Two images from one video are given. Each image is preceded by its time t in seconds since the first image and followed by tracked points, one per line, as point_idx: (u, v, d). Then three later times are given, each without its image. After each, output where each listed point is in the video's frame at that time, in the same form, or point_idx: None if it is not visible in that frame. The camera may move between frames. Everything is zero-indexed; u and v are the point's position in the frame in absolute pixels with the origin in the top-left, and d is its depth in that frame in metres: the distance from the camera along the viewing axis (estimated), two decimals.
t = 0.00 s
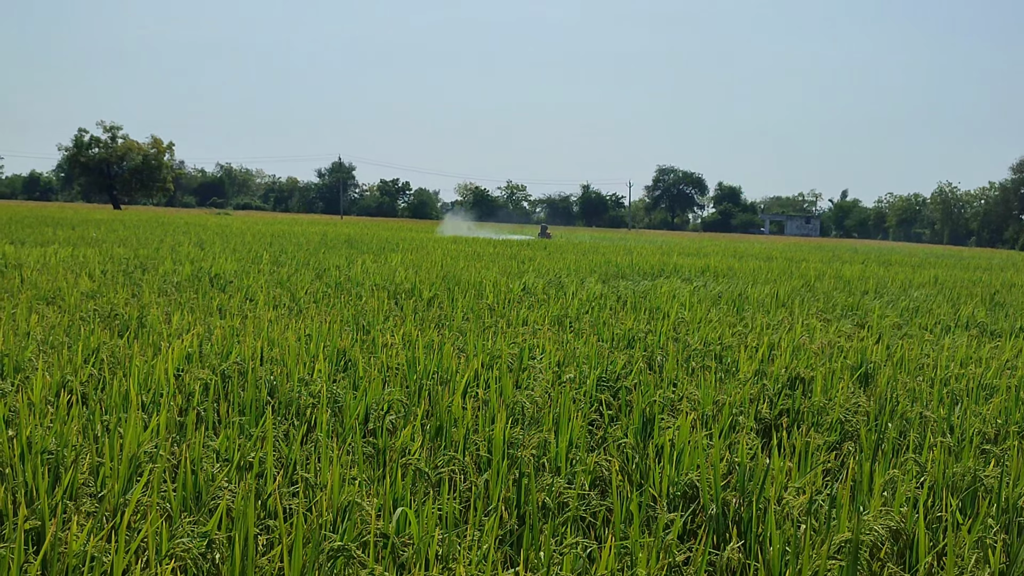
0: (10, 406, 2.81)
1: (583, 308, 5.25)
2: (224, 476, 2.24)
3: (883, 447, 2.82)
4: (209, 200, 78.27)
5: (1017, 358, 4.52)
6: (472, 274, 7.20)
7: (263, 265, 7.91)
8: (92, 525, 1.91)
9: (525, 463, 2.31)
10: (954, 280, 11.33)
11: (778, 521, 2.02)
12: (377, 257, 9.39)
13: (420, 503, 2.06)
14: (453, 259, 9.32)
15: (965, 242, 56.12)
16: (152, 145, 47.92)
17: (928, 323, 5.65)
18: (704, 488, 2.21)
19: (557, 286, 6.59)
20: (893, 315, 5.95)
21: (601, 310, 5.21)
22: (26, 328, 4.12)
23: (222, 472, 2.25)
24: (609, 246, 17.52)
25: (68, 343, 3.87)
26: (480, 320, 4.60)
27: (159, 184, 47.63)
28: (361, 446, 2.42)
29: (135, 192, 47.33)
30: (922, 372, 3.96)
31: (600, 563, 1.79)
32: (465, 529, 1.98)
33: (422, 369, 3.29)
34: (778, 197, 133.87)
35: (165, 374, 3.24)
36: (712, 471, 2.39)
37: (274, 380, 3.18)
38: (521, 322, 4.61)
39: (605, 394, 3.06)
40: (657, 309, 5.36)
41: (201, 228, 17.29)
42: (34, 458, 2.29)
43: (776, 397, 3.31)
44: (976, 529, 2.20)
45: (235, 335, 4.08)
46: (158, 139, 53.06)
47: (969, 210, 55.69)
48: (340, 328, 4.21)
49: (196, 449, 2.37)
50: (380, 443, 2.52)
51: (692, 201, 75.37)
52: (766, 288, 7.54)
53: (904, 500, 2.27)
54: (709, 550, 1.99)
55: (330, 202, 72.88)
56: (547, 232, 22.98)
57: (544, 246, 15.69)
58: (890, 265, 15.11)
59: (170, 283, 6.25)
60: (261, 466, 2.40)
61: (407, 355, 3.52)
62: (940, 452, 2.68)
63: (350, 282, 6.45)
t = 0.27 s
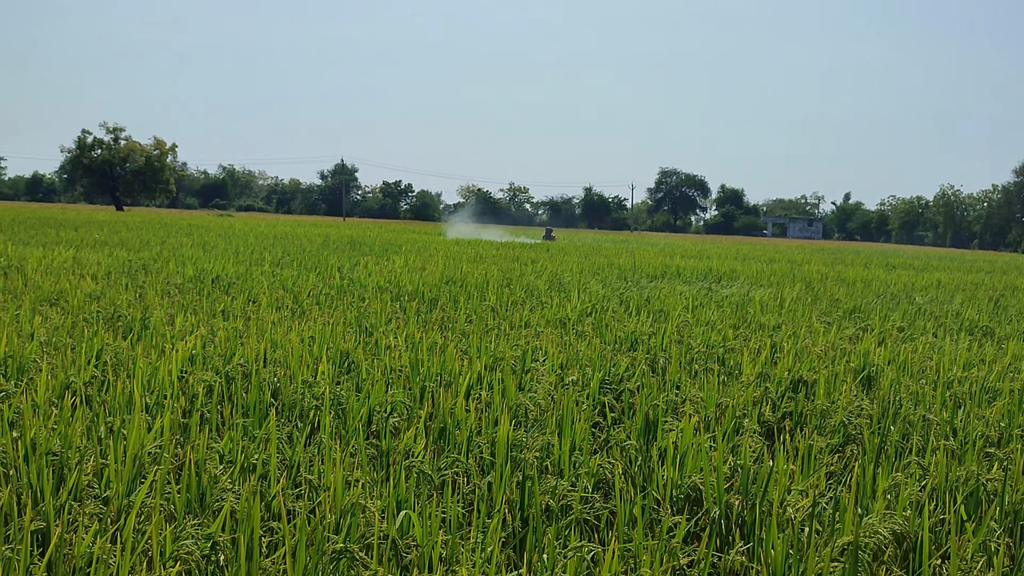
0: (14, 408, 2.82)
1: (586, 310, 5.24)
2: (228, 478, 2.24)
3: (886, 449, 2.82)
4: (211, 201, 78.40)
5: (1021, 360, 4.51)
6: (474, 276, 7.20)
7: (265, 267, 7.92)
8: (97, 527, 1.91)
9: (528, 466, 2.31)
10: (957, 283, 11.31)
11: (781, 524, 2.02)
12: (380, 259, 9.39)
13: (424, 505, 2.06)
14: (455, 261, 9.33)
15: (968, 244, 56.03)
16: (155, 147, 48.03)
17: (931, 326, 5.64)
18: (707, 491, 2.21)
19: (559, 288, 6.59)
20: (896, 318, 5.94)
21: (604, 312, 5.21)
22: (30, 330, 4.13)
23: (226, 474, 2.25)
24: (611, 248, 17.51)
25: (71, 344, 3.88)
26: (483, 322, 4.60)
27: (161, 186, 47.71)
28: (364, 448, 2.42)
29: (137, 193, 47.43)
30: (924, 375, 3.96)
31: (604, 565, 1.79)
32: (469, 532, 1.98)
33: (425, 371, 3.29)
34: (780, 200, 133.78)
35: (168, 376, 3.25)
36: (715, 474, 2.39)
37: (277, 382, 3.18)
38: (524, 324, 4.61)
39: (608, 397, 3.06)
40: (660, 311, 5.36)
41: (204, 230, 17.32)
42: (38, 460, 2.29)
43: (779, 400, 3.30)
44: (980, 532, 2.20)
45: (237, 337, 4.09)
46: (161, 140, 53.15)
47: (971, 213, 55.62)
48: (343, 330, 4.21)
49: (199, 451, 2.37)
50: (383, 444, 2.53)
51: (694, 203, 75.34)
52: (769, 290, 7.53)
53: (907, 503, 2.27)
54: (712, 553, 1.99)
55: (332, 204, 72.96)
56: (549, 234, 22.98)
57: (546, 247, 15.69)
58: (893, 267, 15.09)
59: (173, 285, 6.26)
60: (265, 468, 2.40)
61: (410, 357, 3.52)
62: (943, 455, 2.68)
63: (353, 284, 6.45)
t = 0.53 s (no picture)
0: (17, 408, 2.82)
1: (588, 312, 5.25)
2: (231, 479, 2.24)
3: (888, 451, 2.81)
4: (213, 202, 78.50)
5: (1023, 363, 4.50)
6: (476, 278, 7.21)
7: (268, 268, 7.93)
8: (100, 527, 1.92)
9: (531, 467, 2.31)
10: (959, 285, 11.30)
11: (784, 526, 2.02)
12: (382, 261, 9.41)
13: (426, 506, 2.06)
14: (457, 262, 9.34)
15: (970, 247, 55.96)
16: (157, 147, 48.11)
17: (933, 328, 5.63)
18: (710, 492, 2.21)
19: (561, 290, 6.59)
20: (898, 320, 5.94)
21: (606, 313, 5.21)
22: (33, 331, 4.14)
23: (229, 474, 2.25)
24: (613, 250, 17.50)
25: (74, 345, 3.89)
26: (485, 323, 4.61)
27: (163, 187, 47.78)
28: (367, 449, 2.42)
29: (139, 194, 47.50)
30: (927, 377, 3.95)
31: (606, 565, 1.80)
32: (472, 533, 1.98)
33: (428, 372, 3.30)
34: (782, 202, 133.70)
35: (171, 377, 3.25)
36: (718, 476, 2.39)
37: (279, 383, 3.19)
38: (526, 325, 4.62)
39: (611, 398, 3.06)
40: (662, 313, 5.36)
41: (206, 231, 17.34)
42: (42, 460, 2.30)
43: (782, 401, 3.30)
44: (982, 534, 2.19)
45: (240, 338, 4.10)
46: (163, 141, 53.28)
47: (973, 215, 55.57)
48: (346, 331, 4.22)
49: (203, 451, 2.38)
50: (386, 445, 2.53)
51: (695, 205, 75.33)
52: (771, 292, 7.53)
53: (910, 505, 2.26)
54: (716, 554, 1.98)
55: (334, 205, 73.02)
56: (551, 236, 22.98)
57: (548, 249, 15.70)
58: (895, 270, 15.09)
59: (175, 286, 6.27)
60: (268, 468, 2.41)
61: (413, 358, 3.53)
62: (946, 457, 2.67)
63: (355, 285, 6.46)
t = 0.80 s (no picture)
0: (19, 408, 2.83)
1: (590, 313, 5.24)
2: (234, 479, 2.24)
3: (891, 453, 2.81)
4: (214, 203, 78.61)
5: None
6: (478, 279, 7.21)
7: (269, 268, 7.94)
8: (103, 527, 1.92)
9: (535, 468, 2.31)
10: (960, 287, 11.29)
11: (788, 527, 2.01)
12: (384, 262, 9.42)
13: (429, 507, 2.06)
14: (459, 264, 9.35)
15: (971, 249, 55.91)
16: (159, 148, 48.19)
17: (936, 330, 5.62)
18: (714, 494, 2.21)
19: (563, 291, 6.60)
20: (900, 322, 5.94)
21: (608, 315, 5.21)
22: (36, 331, 4.15)
23: (232, 475, 2.25)
24: (615, 252, 17.51)
25: (76, 345, 3.89)
26: (487, 324, 4.61)
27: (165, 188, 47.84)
28: (370, 449, 2.42)
29: (141, 195, 47.55)
30: (929, 379, 3.95)
31: (610, 566, 1.79)
32: (475, 534, 1.98)
33: (430, 374, 3.30)
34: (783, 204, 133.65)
35: (174, 377, 3.26)
36: (721, 477, 2.38)
37: (282, 384, 3.19)
38: (528, 327, 4.62)
39: (614, 399, 3.06)
40: (665, 314, 5.36)
41: (208, 231, 17.37)
42: (45, 460, 2.30)
43: (784, 403, 3.30)
44: (986, 537, 2.19)
45: (242, 338, 4.10)
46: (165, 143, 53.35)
47: (975, 217, 55.53)
48: (348, 332, 4.22)
49: (206, 451, 2.38)
50: (389, 446, 2.53)
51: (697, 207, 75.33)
52: (773, 294, 7.52)
53: (914, 507, 2.26)
54: (719, 555, 1.98)
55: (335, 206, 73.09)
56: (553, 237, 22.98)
57: (549, 251, 15.70)
58: (896, 272, 15.08)
59: (177, 287, 6.28)
60: (270, 469, 2.41)
61: (415, 359, 3.53)
62: (950, 459, 2.67)
63: (357, 286, 6.46)
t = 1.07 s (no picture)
0: (21, 409, 2.83)
1: (592, 315, 5.24)
2: (237, 481, 2.24)
3: (894, 456, 2.81)
4: (215, 204, 78.70)
5: None
6: (479, 280, 7.21)
7: (271, 269, 7.95)
8: (105, 528, 1.92)
9: (538, 470, 2.31)
10: (962, 289, 11.29)
11: (791, 529, 2.01)
12: (385, 263, 9.43)
13: (432, 509, 2.06)
14: (460, 265, 9.36)
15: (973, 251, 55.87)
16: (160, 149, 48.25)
17: (938, 332, 5.62)
18: (717, 496, 2.20)
19: (564, 293, 6.60)
20: (902, 324, 5.93)
21: (610, 316, 5.21)
22: (38, 332, 4.15)
23: (235, 477, 2.25)
24: (617, 253, 17.52)
25: (78, 346, 3.90)
26: (489, 326, 4.61)
27: (166, 189, 47.89)
28: (373, 451, 2.42)
29: (142, 196, 47.60)
30: (931, 381, 3.94)
31: (613, 568, 1.79)
32: (478, 536, 1.98)
33: (432, 375, 3.30)
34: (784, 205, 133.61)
35: (176, 378, 3.26)
36: (724, 480, 2.38)
37: (284, 385, 3.19)
38: (530, 328, 4.62)
39: (616, 401, 3.06)
40: (666, 316, 5.35)
41: (210, 232, 17.42)
42: (47, 462, 2.30)
43: (786, 405, 3.29)
44: (988, 540, 2.19)
45: (244, 340, 4.10)
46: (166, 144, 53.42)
47: (976, 219, 55.50)
48: (350, 333, 4.22)
49: (208, 453, 2.38)
50: (391, 447, 2.53)
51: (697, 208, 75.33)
52: (774, 296, 7.52)
53: (917, 510, 2.26)
54: (722, 558, 1.98)
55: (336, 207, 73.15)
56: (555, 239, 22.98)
57: (550, 252, 15.70)
58: (898, 274, 15.07)
59: (178, 287, 6.28)
60: (273, 470, 2.40)
61: (417, 361, 3.53)
62: (952, 461, 2.66)
63: (359, 287, 6.47)
